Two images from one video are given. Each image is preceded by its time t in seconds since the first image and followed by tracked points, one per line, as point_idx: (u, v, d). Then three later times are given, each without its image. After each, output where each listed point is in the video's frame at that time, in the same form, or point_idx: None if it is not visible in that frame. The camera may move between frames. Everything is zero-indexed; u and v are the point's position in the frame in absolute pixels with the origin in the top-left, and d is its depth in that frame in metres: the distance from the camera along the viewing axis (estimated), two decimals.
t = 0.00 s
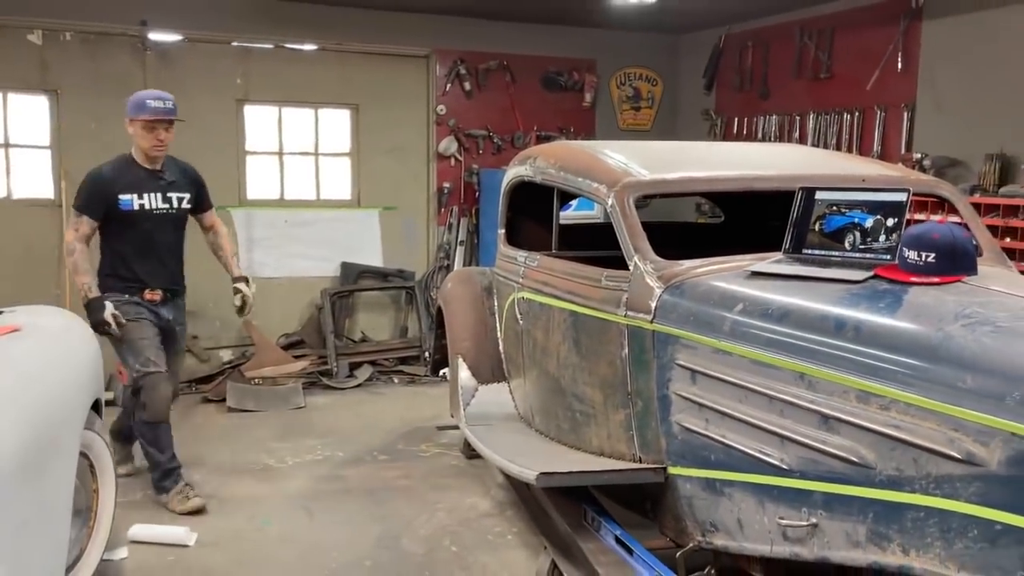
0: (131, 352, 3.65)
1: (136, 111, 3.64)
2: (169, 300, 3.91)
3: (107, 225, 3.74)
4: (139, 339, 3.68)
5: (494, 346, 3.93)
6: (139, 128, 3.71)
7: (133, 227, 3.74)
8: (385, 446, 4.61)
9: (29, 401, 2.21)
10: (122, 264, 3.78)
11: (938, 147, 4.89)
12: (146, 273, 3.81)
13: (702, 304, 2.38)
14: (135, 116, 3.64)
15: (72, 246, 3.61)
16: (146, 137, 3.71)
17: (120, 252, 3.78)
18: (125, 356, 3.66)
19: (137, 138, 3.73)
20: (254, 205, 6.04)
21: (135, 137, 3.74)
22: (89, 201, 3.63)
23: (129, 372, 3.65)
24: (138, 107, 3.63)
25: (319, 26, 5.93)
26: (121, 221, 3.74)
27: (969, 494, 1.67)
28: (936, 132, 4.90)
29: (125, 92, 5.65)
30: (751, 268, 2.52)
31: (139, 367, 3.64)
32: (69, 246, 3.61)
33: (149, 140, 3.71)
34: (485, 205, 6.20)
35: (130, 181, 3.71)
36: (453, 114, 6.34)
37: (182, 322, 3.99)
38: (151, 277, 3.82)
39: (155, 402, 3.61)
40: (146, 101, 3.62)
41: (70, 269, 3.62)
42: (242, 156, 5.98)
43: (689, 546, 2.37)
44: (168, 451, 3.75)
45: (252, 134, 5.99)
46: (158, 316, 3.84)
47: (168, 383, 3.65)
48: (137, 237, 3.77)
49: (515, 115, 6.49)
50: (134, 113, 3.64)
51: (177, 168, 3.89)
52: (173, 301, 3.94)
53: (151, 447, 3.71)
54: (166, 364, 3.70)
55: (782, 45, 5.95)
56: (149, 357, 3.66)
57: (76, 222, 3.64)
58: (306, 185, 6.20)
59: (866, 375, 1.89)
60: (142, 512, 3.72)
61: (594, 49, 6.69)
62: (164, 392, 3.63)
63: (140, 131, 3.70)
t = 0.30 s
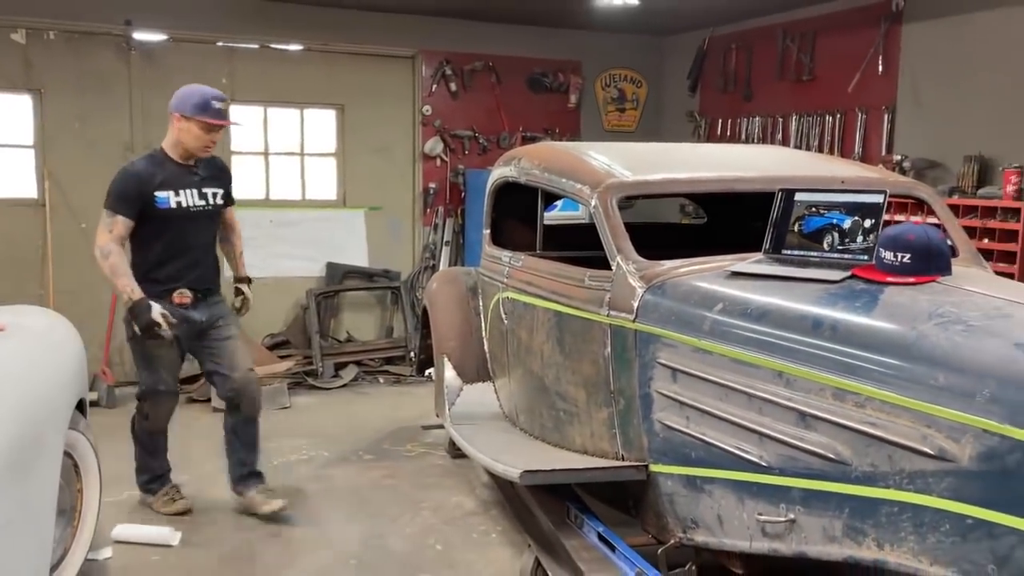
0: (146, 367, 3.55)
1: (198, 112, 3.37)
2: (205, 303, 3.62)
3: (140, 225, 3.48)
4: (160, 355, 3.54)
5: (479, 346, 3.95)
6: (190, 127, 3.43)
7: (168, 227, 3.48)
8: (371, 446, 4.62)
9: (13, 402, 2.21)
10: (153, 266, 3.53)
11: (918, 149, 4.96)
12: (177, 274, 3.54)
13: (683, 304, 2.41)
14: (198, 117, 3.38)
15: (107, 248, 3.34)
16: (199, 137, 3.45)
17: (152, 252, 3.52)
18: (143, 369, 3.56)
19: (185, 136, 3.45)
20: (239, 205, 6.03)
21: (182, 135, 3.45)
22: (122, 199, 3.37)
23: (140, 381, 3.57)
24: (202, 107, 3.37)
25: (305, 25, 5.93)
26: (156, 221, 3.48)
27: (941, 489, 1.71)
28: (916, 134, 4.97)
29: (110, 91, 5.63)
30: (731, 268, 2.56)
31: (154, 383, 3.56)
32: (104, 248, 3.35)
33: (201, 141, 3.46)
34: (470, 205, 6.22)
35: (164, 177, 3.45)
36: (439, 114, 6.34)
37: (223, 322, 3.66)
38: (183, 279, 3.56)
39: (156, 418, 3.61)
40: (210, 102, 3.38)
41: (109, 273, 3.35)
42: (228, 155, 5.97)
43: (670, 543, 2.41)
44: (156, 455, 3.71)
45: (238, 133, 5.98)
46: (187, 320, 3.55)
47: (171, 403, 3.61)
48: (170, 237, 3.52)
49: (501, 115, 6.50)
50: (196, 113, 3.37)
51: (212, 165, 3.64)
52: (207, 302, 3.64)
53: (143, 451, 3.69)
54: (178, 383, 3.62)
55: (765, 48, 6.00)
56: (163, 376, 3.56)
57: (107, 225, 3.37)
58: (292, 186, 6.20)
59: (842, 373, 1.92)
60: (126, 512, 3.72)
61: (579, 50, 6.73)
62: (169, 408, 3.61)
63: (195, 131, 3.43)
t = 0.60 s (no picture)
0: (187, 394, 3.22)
1: (279, 121, 3.11)
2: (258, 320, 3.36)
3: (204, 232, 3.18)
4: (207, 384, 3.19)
5: (461, 345, 3.97)
6: (263, 136, 3.16)
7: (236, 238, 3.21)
8: (353, 444, 4.63)
9: None
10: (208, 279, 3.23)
11: (895, 150, 5.03)
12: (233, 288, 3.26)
13: (659, 301, 2.45)
14: (277, 127, 3.11)
15: (188, 253, 3.01)
16: (271, 148, 3.18)
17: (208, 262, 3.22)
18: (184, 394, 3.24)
19: (255, 145, 3.17)
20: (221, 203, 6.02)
21: (254, 144, 3.17)
22: (197, 201, 3.06)
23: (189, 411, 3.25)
24: (283, 118, 3.11)
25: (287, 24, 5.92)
26: (220, 231, 3.19)
27: (905, 481, 1.75)
28: (893, 135, 5.04)
29: (91, 90, 5.61)
30: (706, 266, 2.59)
31: (198, 417, 3.22)
32: (180, 254, 3.01)
33: (273, 153, 3.19)
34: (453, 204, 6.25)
35: (236, 182, 3.17)
36: (422, 113, 6.34)
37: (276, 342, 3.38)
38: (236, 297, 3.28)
39: (200, 451, 3.32)
40: (292, 114, 3.13)
41: (187, 281, 3.01)
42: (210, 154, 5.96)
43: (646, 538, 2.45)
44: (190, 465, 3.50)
45: (220, 131, 5.97)
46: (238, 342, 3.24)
47: (219, 445, 3.29)
48: (235, 250, 3.24)
49: (484, 115, 6.52)
50: (276, 123, 3.11)
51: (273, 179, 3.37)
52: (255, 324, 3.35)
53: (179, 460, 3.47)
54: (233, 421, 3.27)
55: (746, 49, 6.06)
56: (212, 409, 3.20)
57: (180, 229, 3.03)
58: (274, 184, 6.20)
59: (811, 368, 1.97)
60: (107, 510, 3.72)
61: (562, 50, 6.75)
62: (215, 447, 3.29)
63: (268, 142, 3.16)
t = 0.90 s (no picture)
0: (240, 390, 3.08)
1: (329, 125, 3.04)
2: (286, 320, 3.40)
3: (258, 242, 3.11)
4: (262, 373, 3.09)
5: (438, 341, 4.00)
6: (312, 138, 3.09)
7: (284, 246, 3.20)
8: (332, 440, 4.66)
9: None
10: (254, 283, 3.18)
11: (868, 150, 5.10)
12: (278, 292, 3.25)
13: (629, 297, 2.50)
14: (326, 129, 3.04)
15: (274, 263, 2.96)
16: (317, 151, 3.11)
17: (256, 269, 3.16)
18: (237, 396, 3.08)
19: (301, 146, 3.11)
20: (201, 200, 6.03)
21: (300, 143, 3.11)
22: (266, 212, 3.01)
23: (242, 408, 3.07)
24: (333, 121, 3.03)
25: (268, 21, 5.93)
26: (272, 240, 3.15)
27: (860, 470, 1.81)
28: (866, 134, 5.11)
29: (70, 87, 5.60)
30: (675, 263, 2.64)
31: (256, 410, 3.05)
32: (267, 263, 2.95)
33: (318, 155, 3.12)
34: (433, 202, 6.28)
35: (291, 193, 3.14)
36: (402, 111, 6.37)
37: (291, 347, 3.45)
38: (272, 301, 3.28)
39: (273, 454, 3.03)
40: (342, 118, 3.05)
41: (280, 291, 2.95)
42: (189, 152, 5.96)
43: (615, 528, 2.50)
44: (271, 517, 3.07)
45: (200, 128, 5.97)
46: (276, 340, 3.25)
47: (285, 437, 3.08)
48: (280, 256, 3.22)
49: (464, 113, 6.55)
50: (326, 125, 3.03)
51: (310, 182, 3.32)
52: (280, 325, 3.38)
53: (251, 512, 3.05)
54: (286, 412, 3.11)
55: (724, 49, 6.12)
56: (269, 396, 3.08)
57: (257, 236, 2.98)
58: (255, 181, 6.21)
59: (772, 361, 2.02)
60: (84, 506, 3.73)
61: (542, 49, 6.80)
62: (281, 441, 3.05)
63: (314, 143, 3.09)
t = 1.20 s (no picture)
0: (261, 400, 2.96)
1: (415, 197, 2.87)
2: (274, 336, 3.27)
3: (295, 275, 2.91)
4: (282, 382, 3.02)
5: (415, 336, 4.05)
6: (391, 204, 2.87)
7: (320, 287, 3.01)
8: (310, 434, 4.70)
9: None
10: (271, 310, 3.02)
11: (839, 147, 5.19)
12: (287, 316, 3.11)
13: (595, 289, 2.56)
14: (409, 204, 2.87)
15: (370, 321, 2.63)
16: (391, 217, 2.91)
17: (281, 296, 2.98)
18: (257, 408, 2.95)
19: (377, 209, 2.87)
20: (181, 196, 6.06)
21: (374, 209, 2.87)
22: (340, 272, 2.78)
23: (264, 418, 2.94)
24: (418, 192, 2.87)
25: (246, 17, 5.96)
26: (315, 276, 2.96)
27: (808, 453, 1.89)
28: (838, 132, 5.19)
29: (49, 82, 5.61)
30: (640, 256, 2.71)
31: (283, 418, 2.95)
32: (362, 322, 2.61)
33: (390, 220, 2.92)
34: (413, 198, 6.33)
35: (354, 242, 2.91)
36: (382, 108, 6.40)
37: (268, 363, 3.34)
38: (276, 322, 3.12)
39: (303, 464, 2.85)
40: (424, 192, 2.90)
41: (377, 352, 2.60)
42: (169, 147, 5.98)
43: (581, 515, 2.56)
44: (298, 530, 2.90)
45: (179, 125, 5.99)
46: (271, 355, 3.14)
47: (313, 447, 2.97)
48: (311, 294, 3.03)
49: (444, 110, 6.59)
50: (410, 201, 2.86)
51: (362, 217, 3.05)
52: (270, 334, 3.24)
53: (280, 527, 2.86)
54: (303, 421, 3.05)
55: (700, 48, 6.19)
56: (291, 404, 3.00)
57: (349, 291, 2.65)
58: (235, 177, 6.24)
59: (728, 349, 2.09)
60: (61, 498, 3.76)
61: (522, 47, 6.85)
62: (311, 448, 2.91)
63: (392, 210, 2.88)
